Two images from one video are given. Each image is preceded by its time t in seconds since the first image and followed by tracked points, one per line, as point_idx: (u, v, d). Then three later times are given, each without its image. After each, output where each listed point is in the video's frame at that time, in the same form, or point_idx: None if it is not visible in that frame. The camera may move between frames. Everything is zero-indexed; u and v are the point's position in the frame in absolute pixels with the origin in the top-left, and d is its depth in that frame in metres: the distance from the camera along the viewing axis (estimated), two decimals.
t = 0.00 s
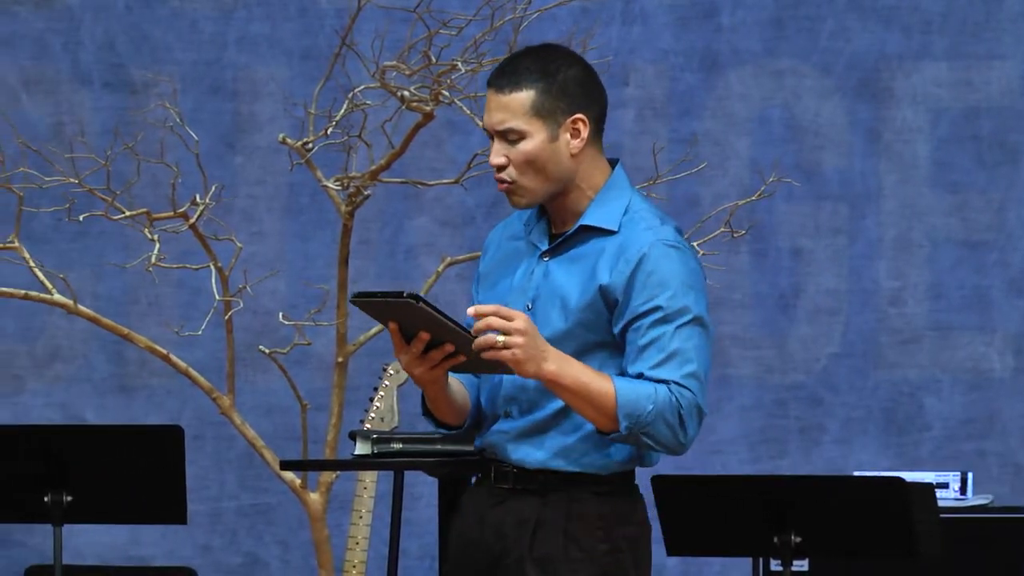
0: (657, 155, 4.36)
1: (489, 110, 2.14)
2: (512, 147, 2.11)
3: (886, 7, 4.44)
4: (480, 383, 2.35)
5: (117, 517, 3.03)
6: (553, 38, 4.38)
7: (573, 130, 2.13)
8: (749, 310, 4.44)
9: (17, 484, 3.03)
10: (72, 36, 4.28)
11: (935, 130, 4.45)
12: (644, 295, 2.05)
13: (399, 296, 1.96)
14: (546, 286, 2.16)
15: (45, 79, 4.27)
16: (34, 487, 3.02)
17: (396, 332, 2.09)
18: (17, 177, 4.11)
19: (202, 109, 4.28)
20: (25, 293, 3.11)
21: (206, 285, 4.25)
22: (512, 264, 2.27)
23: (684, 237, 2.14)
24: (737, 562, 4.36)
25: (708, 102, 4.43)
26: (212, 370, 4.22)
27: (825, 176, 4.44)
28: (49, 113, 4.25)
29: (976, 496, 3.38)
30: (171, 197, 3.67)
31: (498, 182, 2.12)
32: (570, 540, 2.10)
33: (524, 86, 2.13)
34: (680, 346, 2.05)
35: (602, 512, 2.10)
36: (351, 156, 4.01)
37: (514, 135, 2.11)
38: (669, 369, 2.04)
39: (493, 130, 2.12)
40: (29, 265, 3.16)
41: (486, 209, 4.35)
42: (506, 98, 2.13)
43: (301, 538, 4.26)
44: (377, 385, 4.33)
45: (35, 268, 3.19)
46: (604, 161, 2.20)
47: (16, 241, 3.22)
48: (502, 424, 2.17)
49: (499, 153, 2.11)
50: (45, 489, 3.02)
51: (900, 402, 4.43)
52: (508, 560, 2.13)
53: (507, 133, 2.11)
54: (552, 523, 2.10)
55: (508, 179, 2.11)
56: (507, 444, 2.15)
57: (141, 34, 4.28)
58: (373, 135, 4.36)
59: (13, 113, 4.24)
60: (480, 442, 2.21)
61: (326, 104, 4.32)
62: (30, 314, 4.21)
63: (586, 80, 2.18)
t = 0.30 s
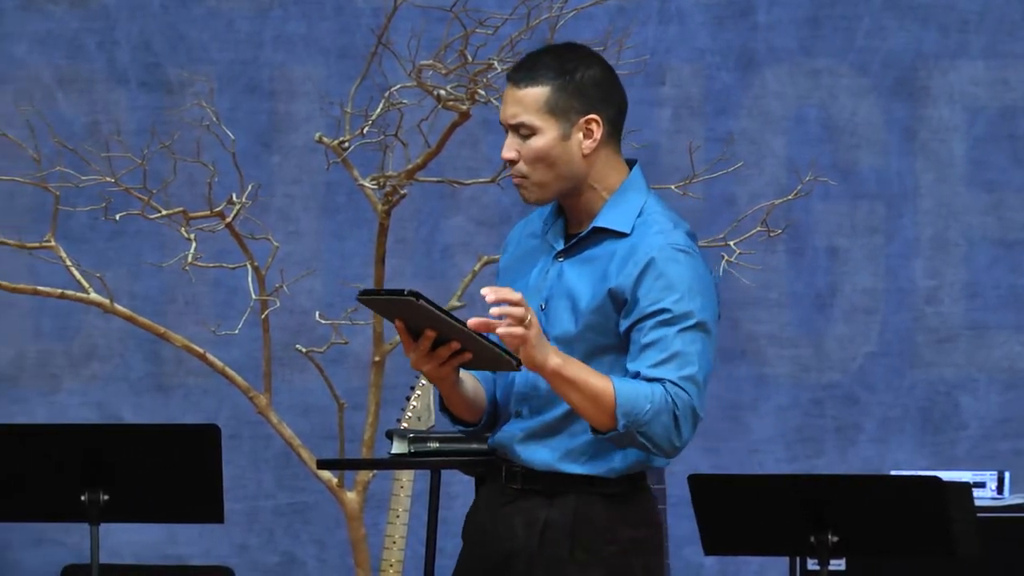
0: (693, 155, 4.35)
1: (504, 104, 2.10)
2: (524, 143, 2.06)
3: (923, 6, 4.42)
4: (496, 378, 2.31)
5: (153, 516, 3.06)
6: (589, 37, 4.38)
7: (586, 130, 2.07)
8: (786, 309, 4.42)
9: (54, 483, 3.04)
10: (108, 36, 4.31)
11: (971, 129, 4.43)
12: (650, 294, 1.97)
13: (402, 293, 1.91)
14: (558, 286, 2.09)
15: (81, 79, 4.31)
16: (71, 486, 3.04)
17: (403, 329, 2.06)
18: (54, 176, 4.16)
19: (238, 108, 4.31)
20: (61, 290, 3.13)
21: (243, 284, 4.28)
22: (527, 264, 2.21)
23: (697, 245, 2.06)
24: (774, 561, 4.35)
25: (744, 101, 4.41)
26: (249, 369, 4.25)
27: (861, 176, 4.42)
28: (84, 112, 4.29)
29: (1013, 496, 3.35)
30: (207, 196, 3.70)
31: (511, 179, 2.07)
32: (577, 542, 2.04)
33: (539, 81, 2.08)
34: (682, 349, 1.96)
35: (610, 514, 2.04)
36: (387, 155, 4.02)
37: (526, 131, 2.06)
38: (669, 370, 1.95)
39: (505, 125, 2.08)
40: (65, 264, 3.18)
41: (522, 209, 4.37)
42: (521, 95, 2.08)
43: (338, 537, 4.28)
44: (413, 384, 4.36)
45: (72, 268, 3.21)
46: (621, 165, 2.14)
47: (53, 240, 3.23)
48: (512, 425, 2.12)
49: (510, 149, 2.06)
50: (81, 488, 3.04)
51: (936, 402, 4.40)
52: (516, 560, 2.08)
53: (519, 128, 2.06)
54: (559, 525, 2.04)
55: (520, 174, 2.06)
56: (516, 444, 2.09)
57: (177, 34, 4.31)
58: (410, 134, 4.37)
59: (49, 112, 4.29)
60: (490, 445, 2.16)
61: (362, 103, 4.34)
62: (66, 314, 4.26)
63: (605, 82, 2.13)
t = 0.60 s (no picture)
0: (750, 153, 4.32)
1: (506, 110, 2.09)
2: (527, 149, 2.05)
3: (979, 6, 4.40)
4: (506, 383, 2.24)
5: (211, 514, 3.10)
6: (646, 36, 4.36)
7: (588, 132, 2.06)
8: (843, 308, 4.38)
9: (111, 482, 3.09)
10: (165, 35, 4.34)
11: None
12: (652, 292, 1.95)
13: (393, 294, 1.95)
14: (563, 289, 2.07)
15: (138, 78, 4.33)
16: (128, 486, 3.09)
17: (404, 335, 2.07)
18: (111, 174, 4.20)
19: (295, 107, 4.36)
20: (117, 290, 3.17)
21: (299, 283, 4.34)
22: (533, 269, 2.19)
23: (701, 246, 2.04)
24: (832, 561, 4.36)
25: (801, 100, 4.40)
26: (306, 367, 4.30)
27: (918, 175, 4.39)
28: (141, 111, 4.32)
29: None
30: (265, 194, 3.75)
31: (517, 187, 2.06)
32: (582, 545, 2.01)
33: (537, 86, 2.07)
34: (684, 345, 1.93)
35: (616, 517, 2.01)
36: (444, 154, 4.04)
37: (528, 136, 2.05)
38: (670, 366, 1.91)
39: (507, 131, 2.07)
40: (122, 263, 3.22)
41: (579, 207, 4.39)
42: (520, 101, 2.07)
43: (395, 536, 4.32)
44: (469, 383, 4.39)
45: (129, 267, 3.26)
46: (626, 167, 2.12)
47: (110, 239, 3.29)
48: (518, 428, 2.09)
49: (515, 156, 2.05)
50: (139, 487, 3.08)
51: (994, 401, 4.37)
52: (524, 565, 2.06)
53: (521, 134, 2.05)
54: (565, 529, 2.02)
55: (525, 179, 2.05)
56: (521, 447, 2.07)
57: (234, 33, 4.35)
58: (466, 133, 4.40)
59: (107, 111, 4.31)
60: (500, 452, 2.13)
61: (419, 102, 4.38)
62: (124, 313, 4.31)
63: (608, 84, 2.11)
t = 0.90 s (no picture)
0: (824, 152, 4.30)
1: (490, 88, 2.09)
2: (509, 121, 2.04)
3: None
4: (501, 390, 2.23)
5: (284, 513, 3.17)
6: (720, 36, 4.34)
7: (570, 118, 2.05)
8: (917, 307, 4.35)
9: (186, 481, 3.16)
10: (239, 33, 4.40)
11: None
12: (618, 282, 1.92)
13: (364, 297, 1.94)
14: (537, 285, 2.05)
15: (212, 76, 4.39)
16: (203, 484, 3.16)
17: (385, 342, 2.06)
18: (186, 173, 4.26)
19: (369, 106, 4.40)
20: (191, 289, 3.25)
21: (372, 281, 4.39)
22: (509, 270, 2.17)
23: (667, 229, 2.01)
24: (906, 560, 4.33)
25: (875, 98, 4.36)
26: (380, 366, 4.34)
27: (993, 173, 4.34)
28: (216, 108, 4.38)
29: None
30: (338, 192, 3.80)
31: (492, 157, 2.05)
32: (577, 544, 2.00)
33: (529, 64, 2.07)
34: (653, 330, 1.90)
35: (609, 515, 2.00)
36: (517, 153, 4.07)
37: (510, 112, 2.04)
38: (642, 353, 1.88)
39: (492, 107, 2.07)
40: (196, 262, 3.27)
41: (654, 205, 4.39)
42: (508, 76, 2.06)
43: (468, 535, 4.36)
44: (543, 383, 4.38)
45: (202, 265, 3.31)
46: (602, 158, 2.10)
47: (184, 237, 3.35)
48: (505, 432, 2.08)
49: (495, 126, 2.04)
50: (213, 485, 3.16)
51: None
52: (522, 566, 2.04)
53: (505, 106, 2.04)
54: (559, 528, 2.00)
55: (501, 153, 2.03)
56: (509, 452, 2.06)
57: (309, 31, 4.40)
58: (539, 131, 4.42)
59: (180, 109, 4.38)
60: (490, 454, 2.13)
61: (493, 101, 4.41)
62: (197, 311, 4.37)
63: (594, 72, 2.11)
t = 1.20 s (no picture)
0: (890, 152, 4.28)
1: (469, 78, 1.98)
2: (485, 109, 1.92)
3: None
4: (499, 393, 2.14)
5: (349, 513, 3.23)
6: (786, 34, 4.32)
7: (548, 109, 1.94)
8: (983, 306, 4.33)
9: (251, 480, 3.20)
10: (304, 32, 4.45)
11: None
12: (587, 265, 1.79)
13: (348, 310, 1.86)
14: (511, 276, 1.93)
15: (278, 75, 4.44)
16: (268, 483, 3.20)
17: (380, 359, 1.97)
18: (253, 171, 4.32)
19: (434, 104, 4.44)
20: (257, 287, 3.28)
21: (438, 280, 4.45)
22: (482, 269, 2.05)
23: (638, 214, 1.88)
24: (972, 560, 4.31)
25: (941, 96, 4.34)
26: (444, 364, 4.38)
27: None
28: (281, 108, 4.43)
29: None
30: (405, 190, 3.85)
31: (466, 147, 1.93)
32: (556, 533, 1.89)
33: (509, 52, 1.95)
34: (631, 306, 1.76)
35: (589, 504, 1.88)
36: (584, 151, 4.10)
37: (490, 98, 1.93)
38: (619, 330, 1.74)
39: (471, 95, 1.95)
40: (262, 260, 3.32)
41: (719, 204, 4.39)
42: (483, 66, 1.95)
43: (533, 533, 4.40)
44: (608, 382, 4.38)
45: (269, 264, 3.37)
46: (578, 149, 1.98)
47: (250, 236, 3.41)
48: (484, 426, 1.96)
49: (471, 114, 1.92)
50: (278, 484, 3.20)
51: None
52: (503, 556, 1.94)
53: (481, 95, 1.93)
54: (538, 516, 1.90)
55: (475, 139, 1.91)
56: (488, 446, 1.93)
57: (375, 30, 4.44)
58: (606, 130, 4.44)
59: (246, 107, 4.43)
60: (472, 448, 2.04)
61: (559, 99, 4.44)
62: (264, 310, 4.42)
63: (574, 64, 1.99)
